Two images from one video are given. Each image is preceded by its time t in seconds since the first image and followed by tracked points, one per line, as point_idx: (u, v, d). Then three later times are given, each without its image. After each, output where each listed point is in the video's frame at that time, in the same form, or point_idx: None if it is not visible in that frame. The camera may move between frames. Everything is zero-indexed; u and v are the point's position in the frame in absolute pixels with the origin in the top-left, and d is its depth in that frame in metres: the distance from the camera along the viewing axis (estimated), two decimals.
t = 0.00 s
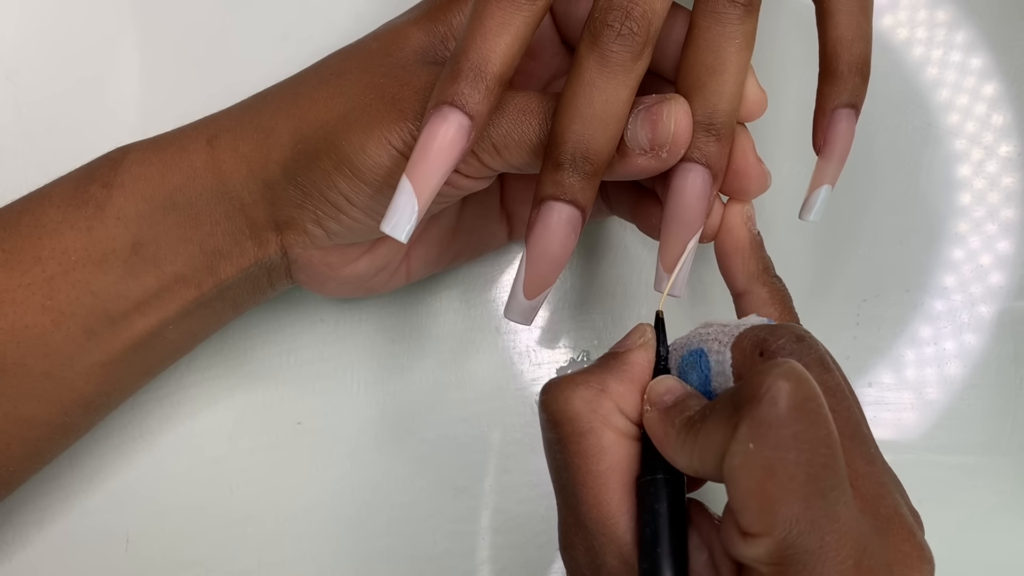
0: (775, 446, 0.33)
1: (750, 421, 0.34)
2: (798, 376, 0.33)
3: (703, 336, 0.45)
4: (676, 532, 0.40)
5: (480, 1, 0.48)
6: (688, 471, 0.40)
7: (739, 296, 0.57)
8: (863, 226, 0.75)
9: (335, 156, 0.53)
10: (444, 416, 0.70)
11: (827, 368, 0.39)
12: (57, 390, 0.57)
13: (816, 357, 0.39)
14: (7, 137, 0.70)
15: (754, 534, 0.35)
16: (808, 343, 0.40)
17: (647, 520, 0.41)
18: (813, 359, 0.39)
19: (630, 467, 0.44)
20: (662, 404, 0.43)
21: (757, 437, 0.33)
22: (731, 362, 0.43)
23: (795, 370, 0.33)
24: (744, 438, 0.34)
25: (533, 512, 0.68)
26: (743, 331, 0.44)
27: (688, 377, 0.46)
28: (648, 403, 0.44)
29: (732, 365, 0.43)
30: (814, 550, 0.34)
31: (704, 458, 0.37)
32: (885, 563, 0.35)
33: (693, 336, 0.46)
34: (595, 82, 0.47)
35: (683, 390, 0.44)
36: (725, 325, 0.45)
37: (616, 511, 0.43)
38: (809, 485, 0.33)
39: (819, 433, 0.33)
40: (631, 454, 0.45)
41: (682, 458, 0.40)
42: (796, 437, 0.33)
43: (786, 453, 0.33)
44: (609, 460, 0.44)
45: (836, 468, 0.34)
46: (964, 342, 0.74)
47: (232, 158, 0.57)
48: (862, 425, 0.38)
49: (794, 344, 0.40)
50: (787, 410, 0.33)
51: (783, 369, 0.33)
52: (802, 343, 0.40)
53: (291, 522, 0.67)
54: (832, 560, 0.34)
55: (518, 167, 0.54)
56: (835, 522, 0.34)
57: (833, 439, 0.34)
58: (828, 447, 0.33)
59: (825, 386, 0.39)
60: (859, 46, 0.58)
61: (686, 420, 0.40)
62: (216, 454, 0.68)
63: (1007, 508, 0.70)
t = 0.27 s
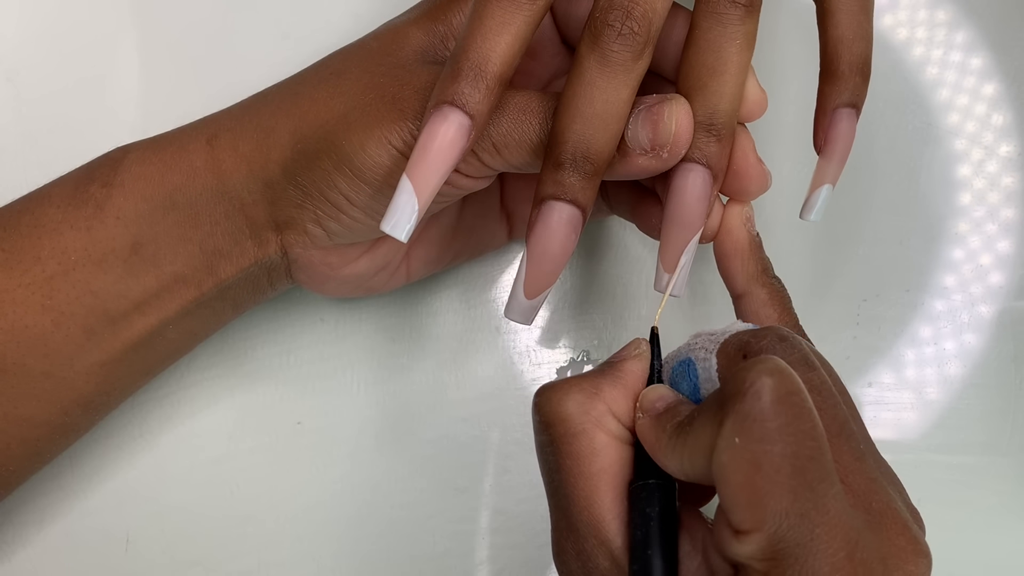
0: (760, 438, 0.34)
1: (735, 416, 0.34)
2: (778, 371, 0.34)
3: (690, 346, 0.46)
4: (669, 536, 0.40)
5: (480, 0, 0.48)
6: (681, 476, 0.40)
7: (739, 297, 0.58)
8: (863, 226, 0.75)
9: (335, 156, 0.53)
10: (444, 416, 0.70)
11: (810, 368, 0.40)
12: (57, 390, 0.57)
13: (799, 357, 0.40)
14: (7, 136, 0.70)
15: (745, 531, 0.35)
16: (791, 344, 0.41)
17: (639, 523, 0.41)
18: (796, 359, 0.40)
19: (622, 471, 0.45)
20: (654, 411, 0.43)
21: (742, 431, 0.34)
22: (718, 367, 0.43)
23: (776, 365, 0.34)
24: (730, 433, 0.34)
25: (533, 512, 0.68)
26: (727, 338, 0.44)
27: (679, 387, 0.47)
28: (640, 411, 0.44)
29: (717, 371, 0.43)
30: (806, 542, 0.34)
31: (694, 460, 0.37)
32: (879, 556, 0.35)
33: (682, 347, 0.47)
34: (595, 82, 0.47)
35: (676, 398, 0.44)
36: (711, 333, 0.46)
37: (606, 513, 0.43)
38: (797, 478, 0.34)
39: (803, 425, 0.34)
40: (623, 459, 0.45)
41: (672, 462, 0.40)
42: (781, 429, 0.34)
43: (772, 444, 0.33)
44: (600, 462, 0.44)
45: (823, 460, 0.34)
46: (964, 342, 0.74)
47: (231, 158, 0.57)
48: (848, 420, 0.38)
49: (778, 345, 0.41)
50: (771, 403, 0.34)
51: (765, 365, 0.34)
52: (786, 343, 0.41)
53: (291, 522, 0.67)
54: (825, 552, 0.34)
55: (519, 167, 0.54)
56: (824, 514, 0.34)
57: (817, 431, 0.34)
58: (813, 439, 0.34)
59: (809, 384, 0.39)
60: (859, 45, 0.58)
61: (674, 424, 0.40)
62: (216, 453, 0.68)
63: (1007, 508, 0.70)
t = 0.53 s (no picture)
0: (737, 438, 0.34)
1: (710, 418, 0.35)
2: (751, 372, 0.35)
3: (664, 355, 0.48)
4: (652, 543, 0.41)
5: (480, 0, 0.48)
6: (661, 483, 0.41)
7: (736, 296, 0.57)
8: (863, 225, 0.75)
9: (335, 155, 0.53)
10: (443, 416, 0.70)
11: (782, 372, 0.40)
12: (56, 390, 0.57)
13: (772, 362, 0.40)
14: (7, 136, 0.70)
15: (727, 533, 0.36)
16: (762, 349, 0.41)
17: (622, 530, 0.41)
18: (769, 363, 0.40)
19: (600, 479, 0.45)
20: (632, 418, 0.44)
21: (717, 431, 0.35)
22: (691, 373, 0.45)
23: (749, 367, 0.35)
24: (706, 434, 0.35)
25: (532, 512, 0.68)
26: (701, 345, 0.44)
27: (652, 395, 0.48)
28: (618, 419, 0.44)
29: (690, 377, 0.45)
30: (786, 541, 0.35)
31: (672, 465, 0.39)
32: (863, 554, 0.35)
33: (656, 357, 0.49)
34: (594, 81, 0.47)
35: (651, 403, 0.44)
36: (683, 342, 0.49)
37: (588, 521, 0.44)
38: (773, 477, 0.35)
39: (778, 424, 0.35)
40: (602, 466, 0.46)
41: (651, 468, 0.41)
42: (755, 430, 0.34)
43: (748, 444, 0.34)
44: (579, 471, 0.45)
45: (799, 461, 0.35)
46: (964, 342, 0.74)
47: (231, 158, 0.57)
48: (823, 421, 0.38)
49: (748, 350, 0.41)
50: (745, 404, 0.35)
51: (738, 367, 0.35)
52: (758, 349, 0.41)
53: (291, 522, 0.67)
54: (804, 549, 0.35)
55: (518, 167, 0.54)
56: (804, 511, 0.35)
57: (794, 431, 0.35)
58: (789, 439, 0.35)
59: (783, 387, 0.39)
60: (859, 45, 0.58)
61: (650, 429, 0.41)
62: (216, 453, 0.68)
63: (1007, 508, 0.70)
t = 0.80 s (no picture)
0: (690, 469, 0.35)
1: (672, 445, 0.36)
2: (716, 404, 0.35)
3: (660, 345, 0.45)
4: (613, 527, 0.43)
5: (486, 5, 0.47)
6: (614, 476, 0.42)
7: (744, 285, 0.56)
8: (863, 225, 0.76)
9: (349, 166, 0.53)
10: (446, 418, 0.70)
11: (774, 383, 0.37)
12: (62, 400, 0.56)
13: (765, 370, 0.38)
14: (8, 137, 0.69)
15: (682, 556, 0.37)
16: (758, 355, 0.38)
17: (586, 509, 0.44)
18: (761, 372, 0.38)
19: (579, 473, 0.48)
20: (602, 409, 0.45)
21: (671, 460, 0.36)
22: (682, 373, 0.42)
23: (717, 394, 0.35)
24: (663, 461, 0.36)
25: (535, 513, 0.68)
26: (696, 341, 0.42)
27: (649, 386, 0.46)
28: (592, 406, 0.46)
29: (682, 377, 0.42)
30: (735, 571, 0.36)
31: (631, 472, 0.40)
32: None
33: (654, 346, 0.46)
34: (604, 81, 0.47)
35: (628, 396, 0.45)
36: (683, 333, 0.44)
37: (557, 513, 0.48)
38: (725, 513, 0.35)
39: (740, 459, 0.35)
40: (575, 461, 0.49)
41: (611, 467, 0.42)
42: (718, 465, 0.35)
43: (701, 477, 0.35)
44: (555, 469, 0.49)
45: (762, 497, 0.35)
46: (964, 342, 0.74)
47: (241, 168, 0.57)
48: (814, 440, 0.37)
49: (743, 359, 0.38)
50: (710, 434, 0.35)
51: (705, 394, 0.35)
52: (752, 356, 0.38)
53: (292, 523, 0.67)
54: None
55: (529, 169, 0.54)
56: (761, 549, 0.35)
57: (757, 467, 0.35)
58: (746, 474, 0.35)
59: (770, 402, 0.37)
60: (859, 50, 0.58)
61: (618, 431, 0.42)
62: (218, 456, 0.67)
63: (1006, 507, 0.70)
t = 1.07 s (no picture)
0: (674, 447, 0.35)
1: (655, 421, 0.35)
2: (701, 384, 0.35)
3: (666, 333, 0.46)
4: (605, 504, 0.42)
5: (487, 5, 0.47)
6: (604, 451, 0.42)
7: (746, 286, 0.55)
8: (863, 225, 0.76)
9: (350, 168, 0.53)
10: (446, 418, 0.69)
11: (767, 373, 0.37)
12: (62, 401, 0.56)
13: (758, 360, 0.37)
14: (8, 138, 0.69)
15: (661, 534, 0.37)
16: (755, 345, 0.38)
17: (582, 481, 0.43)
18: (755, 361, 0.37)
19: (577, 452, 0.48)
20: (600, 389, 0.45)
21: (655, 436, 0.35)
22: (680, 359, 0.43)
23: (704, 375, 0.35)
24: (646, 437, 0.36)
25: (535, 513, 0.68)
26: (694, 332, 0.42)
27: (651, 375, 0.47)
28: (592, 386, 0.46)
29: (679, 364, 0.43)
30: (715, 551, 0.35)
31: (619, 450, 0.40)
32: None
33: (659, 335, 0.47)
34: (606, 82, 0.47)
35: (628, 376, 0.45)
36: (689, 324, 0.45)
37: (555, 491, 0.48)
38: (707, 492, 0.35)
39: (724, 440, 0.34)
40: (576, 441, 0.49)
41: (601, 445, 0.42)
42: (700, 444, 0.34)
43: (685, 456, 0.35)
44: (555, 447, 0.49)
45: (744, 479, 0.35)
46: (964, 342, 0.74)
47: (241, 170, 0.57)
48: (804, 431, 0.37)
49: (740, 348, 0.38)
50: (694, 413, 0.34)
51: (692, 373, 0.35)
52: (749, 344, 0.38)
53: (292, 523, 0.66)
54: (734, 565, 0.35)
55: (530, 171, 0.54)
56: (738, 530, 0.35)
57: (738, 448, 0.35)
58: (728, 455, 0.35)
59: (762, 392, 0.37)
60: (860, 51, 0.57)
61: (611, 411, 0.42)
62: (217, 456, 0.67)
63: (1006, 507, 0.70)
